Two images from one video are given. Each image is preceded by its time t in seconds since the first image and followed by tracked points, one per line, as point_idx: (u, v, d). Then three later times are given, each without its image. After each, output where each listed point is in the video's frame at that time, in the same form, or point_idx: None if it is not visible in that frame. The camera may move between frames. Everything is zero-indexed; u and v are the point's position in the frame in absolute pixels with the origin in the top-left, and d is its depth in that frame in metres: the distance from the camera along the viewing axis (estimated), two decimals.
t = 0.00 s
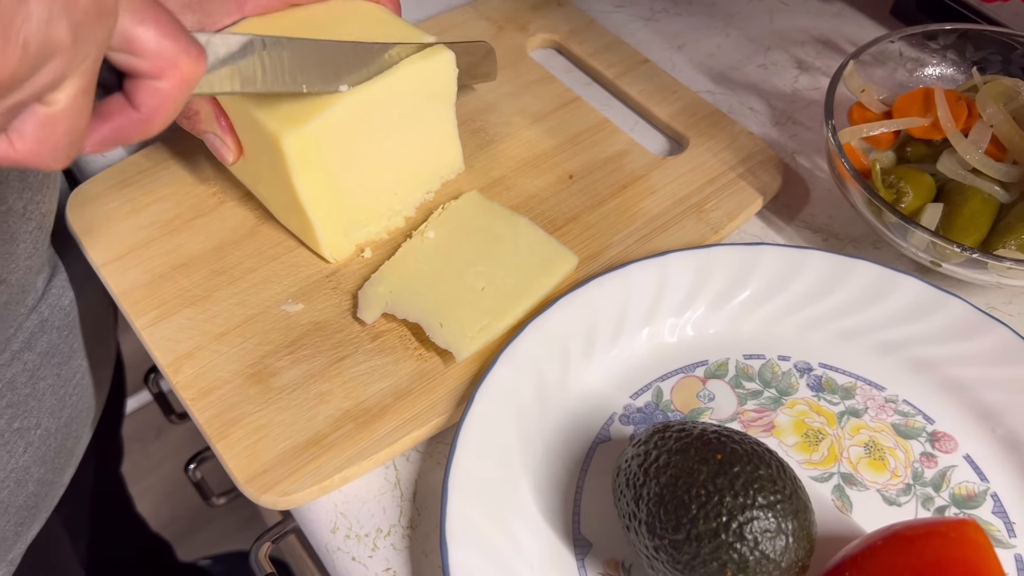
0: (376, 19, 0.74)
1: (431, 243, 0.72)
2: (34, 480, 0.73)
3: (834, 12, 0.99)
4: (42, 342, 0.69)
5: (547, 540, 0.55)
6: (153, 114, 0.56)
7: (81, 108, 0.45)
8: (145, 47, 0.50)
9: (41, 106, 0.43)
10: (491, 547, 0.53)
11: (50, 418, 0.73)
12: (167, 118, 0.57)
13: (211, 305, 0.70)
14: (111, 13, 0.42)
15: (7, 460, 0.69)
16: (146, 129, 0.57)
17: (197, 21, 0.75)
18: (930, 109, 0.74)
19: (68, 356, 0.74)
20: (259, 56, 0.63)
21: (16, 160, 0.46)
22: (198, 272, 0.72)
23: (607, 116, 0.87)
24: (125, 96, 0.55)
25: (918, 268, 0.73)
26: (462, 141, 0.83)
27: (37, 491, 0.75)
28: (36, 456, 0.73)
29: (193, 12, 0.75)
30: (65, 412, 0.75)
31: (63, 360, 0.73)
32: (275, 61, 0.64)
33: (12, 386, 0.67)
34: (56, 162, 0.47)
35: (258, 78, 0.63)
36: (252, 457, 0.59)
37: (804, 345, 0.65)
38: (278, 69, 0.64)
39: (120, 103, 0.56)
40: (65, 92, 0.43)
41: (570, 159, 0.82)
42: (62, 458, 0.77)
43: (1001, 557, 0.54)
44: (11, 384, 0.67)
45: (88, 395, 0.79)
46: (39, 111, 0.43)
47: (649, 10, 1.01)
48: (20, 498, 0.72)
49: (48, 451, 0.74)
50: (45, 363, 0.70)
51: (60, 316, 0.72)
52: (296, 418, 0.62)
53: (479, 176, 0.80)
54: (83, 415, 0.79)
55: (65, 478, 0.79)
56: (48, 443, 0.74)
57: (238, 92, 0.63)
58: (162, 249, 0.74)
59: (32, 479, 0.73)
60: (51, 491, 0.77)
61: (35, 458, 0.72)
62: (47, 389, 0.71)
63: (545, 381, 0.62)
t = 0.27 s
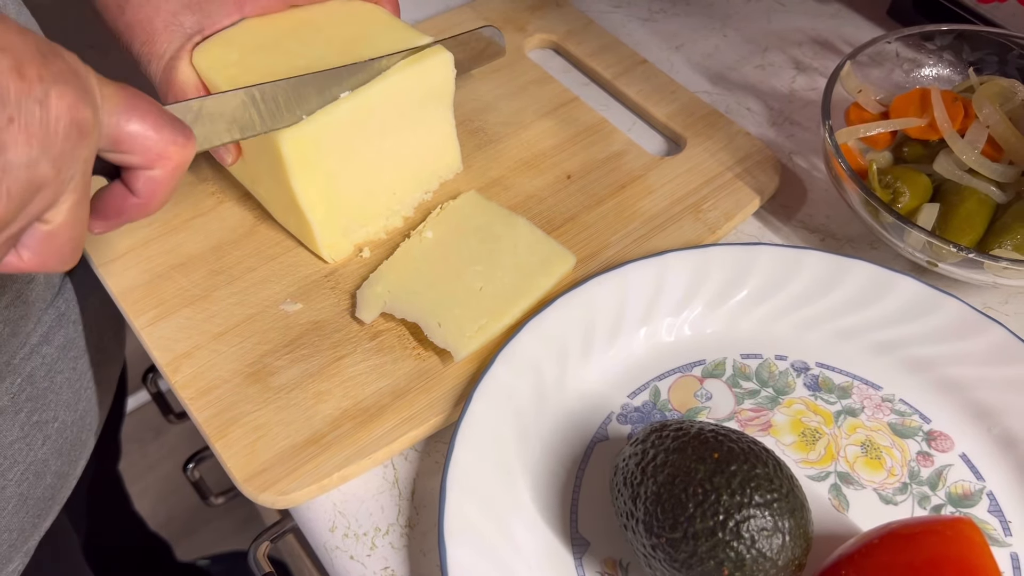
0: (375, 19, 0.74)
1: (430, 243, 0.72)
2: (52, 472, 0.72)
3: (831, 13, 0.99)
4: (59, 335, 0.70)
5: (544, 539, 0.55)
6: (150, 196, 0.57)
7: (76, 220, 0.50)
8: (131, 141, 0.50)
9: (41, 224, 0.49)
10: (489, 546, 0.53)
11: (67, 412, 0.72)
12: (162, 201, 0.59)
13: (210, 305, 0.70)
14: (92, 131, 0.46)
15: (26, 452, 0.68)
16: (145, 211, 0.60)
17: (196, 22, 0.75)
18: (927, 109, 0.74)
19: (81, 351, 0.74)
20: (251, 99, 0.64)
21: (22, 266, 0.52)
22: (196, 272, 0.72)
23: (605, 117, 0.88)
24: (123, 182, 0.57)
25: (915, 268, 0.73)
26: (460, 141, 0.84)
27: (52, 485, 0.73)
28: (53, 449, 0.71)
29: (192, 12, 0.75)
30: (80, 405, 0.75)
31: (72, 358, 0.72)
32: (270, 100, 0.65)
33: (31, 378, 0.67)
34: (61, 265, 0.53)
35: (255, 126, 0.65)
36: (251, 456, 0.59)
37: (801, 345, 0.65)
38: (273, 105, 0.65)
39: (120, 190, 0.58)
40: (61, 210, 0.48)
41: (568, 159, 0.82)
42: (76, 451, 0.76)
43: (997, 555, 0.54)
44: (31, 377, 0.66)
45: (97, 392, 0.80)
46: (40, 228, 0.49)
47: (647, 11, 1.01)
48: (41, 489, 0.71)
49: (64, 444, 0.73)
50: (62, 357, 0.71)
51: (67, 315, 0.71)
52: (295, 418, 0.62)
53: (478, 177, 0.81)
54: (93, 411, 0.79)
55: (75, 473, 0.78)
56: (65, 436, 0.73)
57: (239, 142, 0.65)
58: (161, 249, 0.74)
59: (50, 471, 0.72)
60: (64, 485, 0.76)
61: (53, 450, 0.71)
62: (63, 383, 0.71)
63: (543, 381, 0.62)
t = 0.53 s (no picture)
0: (377, 19, 0.74)
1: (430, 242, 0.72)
2: (55, 475, 0.72)
3: (831, 13, 0.99)
4: (65, 339, 0.70)
5: (546, 538, 0.55)
6: (188, 155, 0.59)
7: (125, 163, 0.50)
8: (179, 96, 0.52)
9: (96, 160, 0.48)
10: (491, 544, 0.53)
11: (71, 415, 0.73)
12: (200, 161, 0.60)
13: (211, 304, 0.70)
14: (156, 71, 0.47)
15: (30, 455, 0.68)
16: (180, 171, 0.61)
17: (199, 22, 0.75)
18: (927, 110, 0.74)
19: (85, 354, 0.75)
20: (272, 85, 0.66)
21: (66, 210, 0.52)
22: (198, 272, 0.73)
23: (605, 117, 0.88)
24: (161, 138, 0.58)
25: (914, 268, 0.74)
26: (461, 141, 0.84)
27: (53, 488, 0.73)
28: (57, 452, 0.72)
29: (194, 12, 0.75)
30: (84, 408, 0.75)
31: (75, 367, 0.72)
32: (288, 87, 0.67)
33: (38, 383, 0.67)
34: (103, 211, 0.53)
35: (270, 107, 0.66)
36: (252, 456, 0.59)
37: (801, 345, 0.66)
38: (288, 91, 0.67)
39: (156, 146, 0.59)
40: (115, 148, 0.48)
41: (568, 159, 0.82)
42: (78, 454, 0.76)
43: (997, 554, 0.54)
44: (37, 380, 0.67)
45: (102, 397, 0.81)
46: (93, 166, 0.49)
47: (647, 11, 1.01)
48: (43, 493, 0.71)
49: (66, 448, 0.73)
50: (67, 361, 0.71)
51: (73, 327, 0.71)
52: (296, 417, 0.62)
53: (479, 177, 0.81)
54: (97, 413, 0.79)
55: (77, 476, 0.78)
56: (69, 439, 0.73)
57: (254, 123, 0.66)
58: (162, 249, 0.74)
59: (53, 475, 0.72)
60: (66, 487, 0.76)
61: (56, 454, 0.71)
62: (68, 387, 0.71)
63: (544, 380, 0.62)
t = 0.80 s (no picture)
0: (377, 19, 0.73)
1: (431, 244, 0.72)
2: (67, 474, 0.71)
3: (832, 14, 0.99)
4: (76, 338, 0.70)
5: (547, 539, 0.55)
6: (191, 234, 0.57)
7: (128, 266, 0.50)
8: (169, 185, 0.49)
9: (97, 271, 0.49)
10: (493, 546, 0.53)
11: (82, 415, 0.72)
12: (200, 239, 0.58)
13: (212, 305, 0.70)
14: (136, 178, 0.45)
15: (44, 455, 0.66)
16: (191, 250, 0.59)
17: (198, 23, 0.74)
18: (928, 111, 0.74)
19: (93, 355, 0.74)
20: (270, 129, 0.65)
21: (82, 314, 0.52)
22: (199, 272, 0.72)
23: (606, 118, 0.88)
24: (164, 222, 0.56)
25: (916, 269, 0.74)
26: (462, 142, 0.84)
27: (65, 487, 0.72)
28: (69, 452, 0.71)
29: (195, 13, 0.75)
30: (94, 409, 0.75)
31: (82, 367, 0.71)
32: (288, 129, 0.66)
33: (50, 381, 0.66)
34: (118, 308, 0.53)
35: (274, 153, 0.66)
36: (253, 457, 0.59)
37: (803, 346, 0.65)
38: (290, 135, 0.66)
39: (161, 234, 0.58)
40: (112, 255, 0.48)
41: (569, 160, 0.82)
42: (87, 454, 0.75)
43: (999, 556, 0.54)
44: (51, 379, 0.66)
45: (110, 399, 0.80)
46: (96, 276, 0.50)
47: (647, 13, 1.01)
48: (56, 492, 0.70)
49: (77, 447, 0.72)
50: (78, 360, 0.70)
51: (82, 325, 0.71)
52: (297, 418, 0.62)
53: (479, 177, 0.81)
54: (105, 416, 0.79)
55: (85, 477, 0.77)
56: (80, 439, 0.72)
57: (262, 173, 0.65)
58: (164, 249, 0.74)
59: (66, 474, 0.71)
60: (77, 487, 0.74)
61: (68, 453, 0.70)
62: (79, 386, 0.71)
63: (545, 381, 0.62)
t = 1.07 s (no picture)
0: (376, 20, 0.73)
1: (429, 246, 0.72)
2: (63, 479, 0.70)
3: (830, 16, 0.99)
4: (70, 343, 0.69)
5: (545, 542, 0.55)
6: (209, 235, 0.57)
7: (154, 258, 0.50)
8: (191, 182, 0.49)
9: (125, 264, 0.49)
10: (491, 549, 0.53)
11: (78, 418, 0.72)
12: (222, 236, 0.58)
13: (210, 307, 0.70)
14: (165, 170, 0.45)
15: (38, 459, 0.66)
16: (212, 246, 0.59)
17: (196, 23, 0.74)
18: (927, 113, 0.74)
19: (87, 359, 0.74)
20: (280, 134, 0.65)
21: (109, 309, 0.52)
22: (196, 274, 0.72)
23: (605, 120, 0.88)
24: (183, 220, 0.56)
25: (914, 272, 0.74)
26: (460, 143, 0.83)
27: (60, 492, 0.71)
28: (65, 456, 0.70)
29: (192, 14, 0.74)
30: (89, 412, 0.74)
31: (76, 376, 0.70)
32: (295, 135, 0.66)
33: (45, 385, 0.66)
34: (141, 302, 0.53)
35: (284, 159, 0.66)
36: (250, 460, 0.59)
37: (801, 349, 0.65)
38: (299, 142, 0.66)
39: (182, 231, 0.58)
40: (140, 247, 0.48)
41: (567, 162, 0.82)
42: (83, 458, 0.74)
43: (998, 559, 0.54)
44: (46, 384, 0.66)
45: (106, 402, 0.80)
46: (124, 268, 0.50)
47: (646, 14, 1.01)
48: (52, 497, 0.70)
49: (73, 451, 0.72)
50: (72, 364, 0.70)
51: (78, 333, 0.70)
52: (294, 421, 0.62)
53: (478, 180, 0.81)
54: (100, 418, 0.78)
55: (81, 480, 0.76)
56: (76, 443, 0.72)
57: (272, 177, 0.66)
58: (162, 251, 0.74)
59: (61, 479, 0.71)
60: (73, 490, 0.74)
61: (64, 457, 0.70)
62: (74, 390, 0.71)
63: (544, 384, 0.62)
